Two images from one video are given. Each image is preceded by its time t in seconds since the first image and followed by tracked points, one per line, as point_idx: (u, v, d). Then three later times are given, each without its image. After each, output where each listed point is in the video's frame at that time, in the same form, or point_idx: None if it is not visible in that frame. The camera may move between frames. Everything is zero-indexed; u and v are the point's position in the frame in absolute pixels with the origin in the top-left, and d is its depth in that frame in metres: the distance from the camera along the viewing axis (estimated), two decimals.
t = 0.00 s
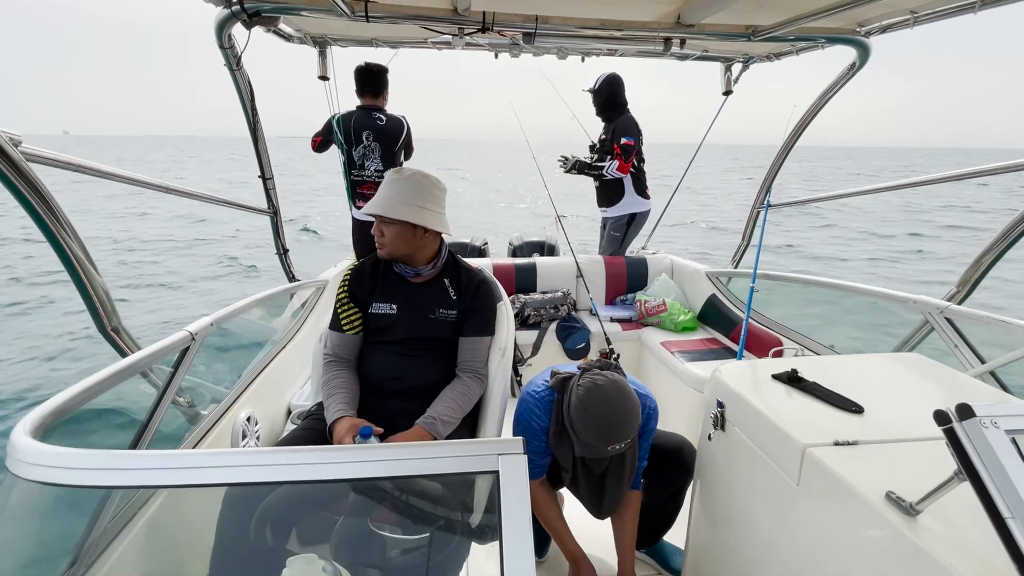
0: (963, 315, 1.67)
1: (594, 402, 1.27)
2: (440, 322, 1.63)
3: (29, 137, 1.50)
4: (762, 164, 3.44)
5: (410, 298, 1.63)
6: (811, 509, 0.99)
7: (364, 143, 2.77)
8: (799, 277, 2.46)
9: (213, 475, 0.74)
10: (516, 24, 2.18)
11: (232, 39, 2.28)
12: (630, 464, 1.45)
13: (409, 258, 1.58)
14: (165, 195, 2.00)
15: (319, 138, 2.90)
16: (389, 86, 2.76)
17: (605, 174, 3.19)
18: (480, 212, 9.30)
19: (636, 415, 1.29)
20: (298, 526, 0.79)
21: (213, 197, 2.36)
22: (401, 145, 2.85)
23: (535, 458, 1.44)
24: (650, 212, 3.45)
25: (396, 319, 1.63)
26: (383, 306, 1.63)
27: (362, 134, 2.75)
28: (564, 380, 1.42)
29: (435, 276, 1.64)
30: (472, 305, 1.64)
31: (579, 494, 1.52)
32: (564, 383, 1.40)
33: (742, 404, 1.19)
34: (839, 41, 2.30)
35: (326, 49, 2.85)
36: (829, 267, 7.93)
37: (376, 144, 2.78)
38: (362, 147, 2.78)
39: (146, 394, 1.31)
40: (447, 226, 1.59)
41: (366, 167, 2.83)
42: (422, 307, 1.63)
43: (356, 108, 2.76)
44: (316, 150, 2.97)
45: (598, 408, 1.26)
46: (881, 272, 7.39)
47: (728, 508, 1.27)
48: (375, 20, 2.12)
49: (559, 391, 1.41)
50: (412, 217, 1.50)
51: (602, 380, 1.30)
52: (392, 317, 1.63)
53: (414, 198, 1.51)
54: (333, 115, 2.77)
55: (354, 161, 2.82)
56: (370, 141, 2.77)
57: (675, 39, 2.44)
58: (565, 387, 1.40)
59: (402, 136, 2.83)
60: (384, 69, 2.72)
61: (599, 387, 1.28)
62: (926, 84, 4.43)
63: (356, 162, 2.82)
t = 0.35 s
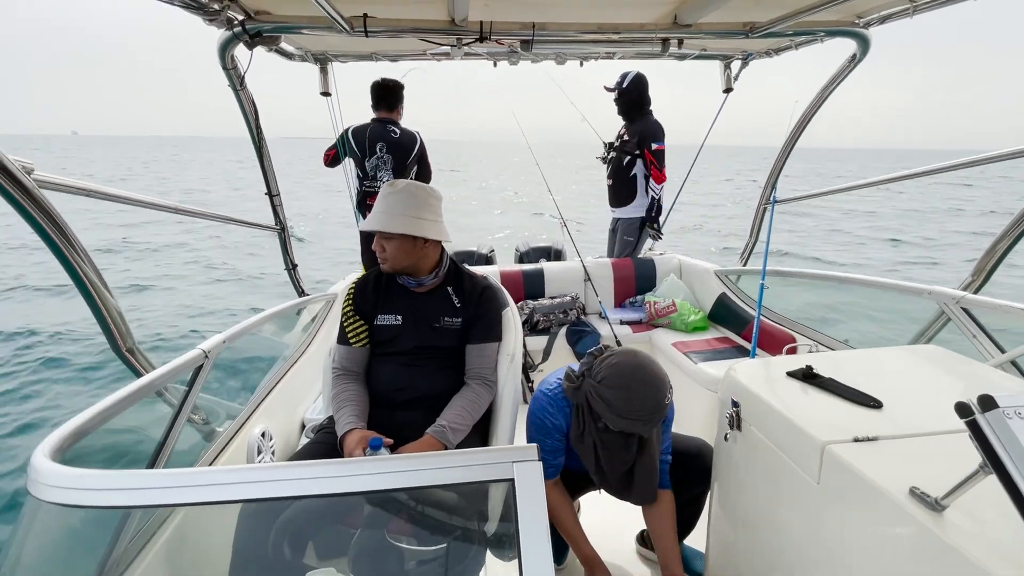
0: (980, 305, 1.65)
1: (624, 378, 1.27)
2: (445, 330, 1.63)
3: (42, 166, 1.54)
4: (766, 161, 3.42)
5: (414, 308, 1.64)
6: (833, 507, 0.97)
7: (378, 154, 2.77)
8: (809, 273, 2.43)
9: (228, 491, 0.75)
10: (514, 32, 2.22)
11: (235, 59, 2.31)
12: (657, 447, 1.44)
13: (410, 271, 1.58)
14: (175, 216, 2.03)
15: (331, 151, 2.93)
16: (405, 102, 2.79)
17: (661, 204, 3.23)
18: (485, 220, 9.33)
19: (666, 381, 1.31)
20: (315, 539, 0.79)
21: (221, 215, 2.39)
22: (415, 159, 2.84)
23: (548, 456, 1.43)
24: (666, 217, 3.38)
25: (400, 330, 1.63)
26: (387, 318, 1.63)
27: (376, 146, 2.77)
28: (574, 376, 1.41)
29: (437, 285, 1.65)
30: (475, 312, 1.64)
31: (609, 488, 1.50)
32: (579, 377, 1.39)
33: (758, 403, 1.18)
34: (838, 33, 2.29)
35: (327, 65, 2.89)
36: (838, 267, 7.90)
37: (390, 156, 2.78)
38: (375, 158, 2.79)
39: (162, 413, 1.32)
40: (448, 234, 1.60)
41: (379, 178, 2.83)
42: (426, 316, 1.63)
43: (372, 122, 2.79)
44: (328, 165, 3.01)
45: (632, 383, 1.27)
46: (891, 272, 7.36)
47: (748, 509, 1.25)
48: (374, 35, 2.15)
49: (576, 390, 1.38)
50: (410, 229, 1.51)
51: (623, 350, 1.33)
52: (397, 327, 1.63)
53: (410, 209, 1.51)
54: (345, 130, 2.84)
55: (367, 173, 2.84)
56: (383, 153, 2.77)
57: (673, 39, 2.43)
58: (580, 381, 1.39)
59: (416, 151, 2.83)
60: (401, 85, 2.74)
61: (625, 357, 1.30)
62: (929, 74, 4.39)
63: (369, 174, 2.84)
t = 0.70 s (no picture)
0: (1003, 296, 1.61)
1: (651, 351, 1.32)
2: (452, 335, 1.64)
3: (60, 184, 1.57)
4: (776, 157, 3.39)
5: (419, 314, 1.65)
6: (856, 506, 0.95)
7: (379, 161, 2.82)
8: (824, 268, 2.40)
9: (246, 501, 0.75)
10: (517, 37, 2.23)
11: (244, 75, 2.36)
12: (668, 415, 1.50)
13: (416, 275, 1.59)
14: (190, 230, 2.07)
15: (336, 163, 2.98)
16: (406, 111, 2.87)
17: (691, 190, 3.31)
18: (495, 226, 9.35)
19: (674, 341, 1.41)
20: (333, 547, 0.79)
21: (234, 228, 2.43)
22: (416, 166, 2.88)
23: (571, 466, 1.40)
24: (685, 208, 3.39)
25: (407, 337, 1.64)
26: (393, 326, 1.64)
27: (377, 154, 2.81)
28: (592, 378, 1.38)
29: (441, 290, 1.65)
30: (481, 315, 1.64)
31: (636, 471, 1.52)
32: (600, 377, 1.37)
33: (776, 401, 1.16)
34: (845, 24, 2.26)
35: (333, 78, 2.92)
36: (853, 263, 7.80)
37: (391, 164, 2.82)
38: (376, 166, 2.83)
39: (182, 425, 1.34)
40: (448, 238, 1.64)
41: (380, 185, 2.86)
42: (432, 322, 1.64)
43: (372, 130, 2.84)
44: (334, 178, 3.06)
45: (662, 352, 1.31)
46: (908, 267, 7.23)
47: (769, 509, 1.23)
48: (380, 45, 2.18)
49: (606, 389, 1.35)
50: (418, 232, 1.52)
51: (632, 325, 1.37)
52: (404, 335, 1.64)
53: (408, 212, 1.51)
54: (347, 138, 2.86)
55: (368, 180, 2.87)
56: (384, 160, 2.82)
57: (676, 38, 2.42)
58: (604, 378, 1.37)
59: (417, 158, 2.87)
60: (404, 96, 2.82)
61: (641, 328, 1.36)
62: (941, 63, 4.32)
63: (371, 181, 2.87)
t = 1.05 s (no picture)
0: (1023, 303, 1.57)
1: (631, 330, 1.37)
2: (461, 336, 1.64)
3: (81, 184, 1.61)
4: (790, 161, 3.35)
5: (429, 315, 1.65)
6: (870, 516, 0.93)
7: (384, 162, 2.83)
8: (838, 273, 2.36)
9: (256, 497, 0.76)
10: (530, 39, 2.24)
11: (259, 77, 2.38)
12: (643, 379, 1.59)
13: (438, 271, 1.62)
14: (205, 229, 2.10)
15: (341, 169, 3.00)
16: (406, 112, 2.89)
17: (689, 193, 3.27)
18: (505, 228, 9.37)
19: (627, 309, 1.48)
20: (340, 546, 0.80)
21: (247, 228, 2.46)
22: (420, 165, 2.89)
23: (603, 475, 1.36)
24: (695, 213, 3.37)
25: (417, 338, 1.65)
26: (403, 327, 1.65)
27: (382, 154, 2.82)
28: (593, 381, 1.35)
29: (452, 290, 1.66)
30: (490, 315, 1.64)
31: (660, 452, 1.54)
32: (601, 376, 1.35)
33: (788, 408, 1.15)
34: (862, 28, 2.23)
35: (348, 79, 2.96)
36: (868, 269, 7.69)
37: (396, 163, 2.84)
38: (382, 167, 2.84)
39: (193, 421, 1.36)
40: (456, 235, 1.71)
41: (387, 186, 2.87)
42: (441, 322, 1.64)
43: (373, 132, 2.86)
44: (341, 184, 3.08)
45: (640, 329, 1.38)
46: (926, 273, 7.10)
47: (780, 517, 1.21)
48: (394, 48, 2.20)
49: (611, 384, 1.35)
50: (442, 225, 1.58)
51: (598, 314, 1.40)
52: (414, 336, 1.64)
53: (430, 206, 1.56)
54: (355, 140, 2.86)
55: (374, 182, 2.88)
56: (389, 161, 2.83)
57: (690, 40, 2.41)
58: (604, 378, 1.35)
59: (420, 156, 2.89)
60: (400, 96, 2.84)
61: (608, 312, 1.39)
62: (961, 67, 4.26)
63: (377, 182, 2.88)
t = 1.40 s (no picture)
0: None
1: (619, 320, 1.38)
2: (470, 334, 1.66)
3: (109, 170, 1.66)
4: (806, 172, 3.33)
5: (439, 312, 1.68)
6: (869, 530, 0.94)
7: (398, 159, 2.88)
8: (849, 286, 2.35)
9: (264, 481, 0.78)
10: (551, 43, 2.27)
11: (283, 71, 2.43)
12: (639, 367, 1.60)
13: (452, 267, 1.65)
14: (224, 219, 2.14)
15: (357, 169, 3.02)
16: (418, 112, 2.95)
17: (688, 201, 3.24)
18: (517, 229, 9.41)
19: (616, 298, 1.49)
20: (344, 532, 0.82)
21: (264, 219, 2.50)
22: (433, 161, 2.94)
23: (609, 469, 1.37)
24: (703, 223, 3.39)
25: (427, 334, 1.67)
26: (413, 323, 1.68)
27: (395, 151, 2.86)
28: (592, 376, 1.38)
29: (465, 288, 1.68)
30: (500, 315, 1.67)
31: (660, 441, 1.57)
32: (599, 371, 1.37)
33: (792, 419, 1.15)
34: (884, 41, 2.23)
35: (367, 77, 2.98)
36: (882, 284, 7.62)
37: (410, 160, 2.88)
38: (396, 164, 2.89)
39: (205, 406, 1.39)
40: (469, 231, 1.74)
41: (401, 183, 2.92)
42: (451, 320, 1.67)
43: (386, 131, 2.89)
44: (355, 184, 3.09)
45: (629, 318, 1.39)
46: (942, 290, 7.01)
47: (780, 527, 1.22)
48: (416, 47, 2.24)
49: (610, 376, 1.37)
50: (456, 220, 1.62)
51: (588, 309, 1.41)
52: (423, 332, 1.67)
53: (447, 203, 1.61)
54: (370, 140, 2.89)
55: (388, 179, 2.94)
56: (403, 158, 2.88)
57: (709, 49, 2.41)
58: (601, 372, 1.37)
59: (433, 153, 2.93)
60: (412, 96, 2.89)
61: (598, 306, 1.40)
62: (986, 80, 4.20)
63: (391, 179, 2.93)
